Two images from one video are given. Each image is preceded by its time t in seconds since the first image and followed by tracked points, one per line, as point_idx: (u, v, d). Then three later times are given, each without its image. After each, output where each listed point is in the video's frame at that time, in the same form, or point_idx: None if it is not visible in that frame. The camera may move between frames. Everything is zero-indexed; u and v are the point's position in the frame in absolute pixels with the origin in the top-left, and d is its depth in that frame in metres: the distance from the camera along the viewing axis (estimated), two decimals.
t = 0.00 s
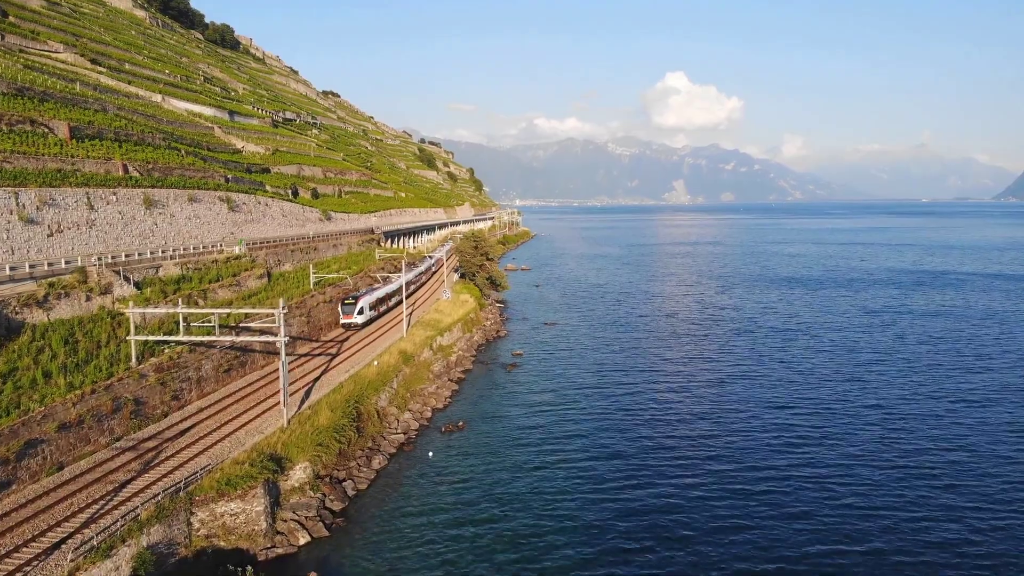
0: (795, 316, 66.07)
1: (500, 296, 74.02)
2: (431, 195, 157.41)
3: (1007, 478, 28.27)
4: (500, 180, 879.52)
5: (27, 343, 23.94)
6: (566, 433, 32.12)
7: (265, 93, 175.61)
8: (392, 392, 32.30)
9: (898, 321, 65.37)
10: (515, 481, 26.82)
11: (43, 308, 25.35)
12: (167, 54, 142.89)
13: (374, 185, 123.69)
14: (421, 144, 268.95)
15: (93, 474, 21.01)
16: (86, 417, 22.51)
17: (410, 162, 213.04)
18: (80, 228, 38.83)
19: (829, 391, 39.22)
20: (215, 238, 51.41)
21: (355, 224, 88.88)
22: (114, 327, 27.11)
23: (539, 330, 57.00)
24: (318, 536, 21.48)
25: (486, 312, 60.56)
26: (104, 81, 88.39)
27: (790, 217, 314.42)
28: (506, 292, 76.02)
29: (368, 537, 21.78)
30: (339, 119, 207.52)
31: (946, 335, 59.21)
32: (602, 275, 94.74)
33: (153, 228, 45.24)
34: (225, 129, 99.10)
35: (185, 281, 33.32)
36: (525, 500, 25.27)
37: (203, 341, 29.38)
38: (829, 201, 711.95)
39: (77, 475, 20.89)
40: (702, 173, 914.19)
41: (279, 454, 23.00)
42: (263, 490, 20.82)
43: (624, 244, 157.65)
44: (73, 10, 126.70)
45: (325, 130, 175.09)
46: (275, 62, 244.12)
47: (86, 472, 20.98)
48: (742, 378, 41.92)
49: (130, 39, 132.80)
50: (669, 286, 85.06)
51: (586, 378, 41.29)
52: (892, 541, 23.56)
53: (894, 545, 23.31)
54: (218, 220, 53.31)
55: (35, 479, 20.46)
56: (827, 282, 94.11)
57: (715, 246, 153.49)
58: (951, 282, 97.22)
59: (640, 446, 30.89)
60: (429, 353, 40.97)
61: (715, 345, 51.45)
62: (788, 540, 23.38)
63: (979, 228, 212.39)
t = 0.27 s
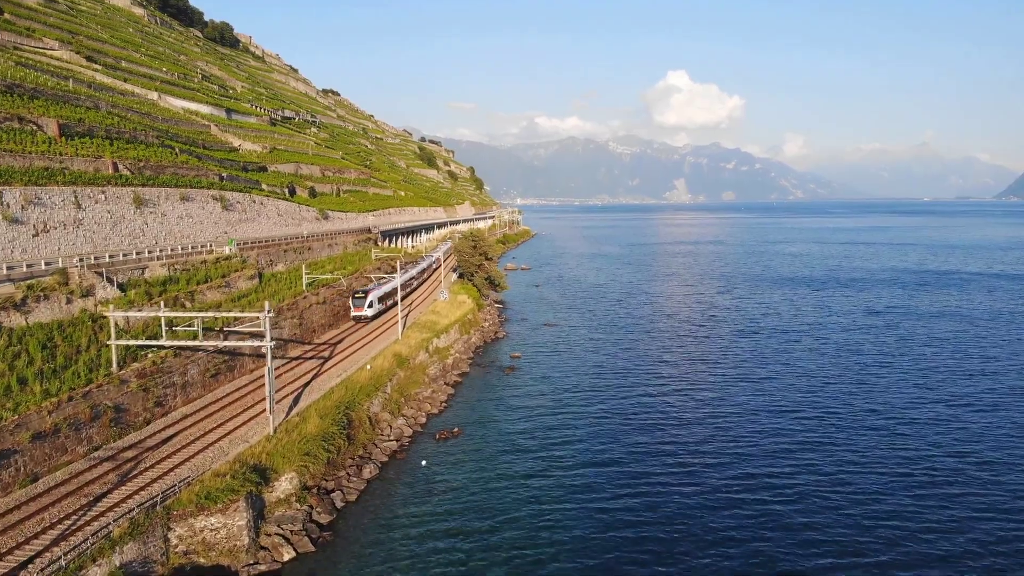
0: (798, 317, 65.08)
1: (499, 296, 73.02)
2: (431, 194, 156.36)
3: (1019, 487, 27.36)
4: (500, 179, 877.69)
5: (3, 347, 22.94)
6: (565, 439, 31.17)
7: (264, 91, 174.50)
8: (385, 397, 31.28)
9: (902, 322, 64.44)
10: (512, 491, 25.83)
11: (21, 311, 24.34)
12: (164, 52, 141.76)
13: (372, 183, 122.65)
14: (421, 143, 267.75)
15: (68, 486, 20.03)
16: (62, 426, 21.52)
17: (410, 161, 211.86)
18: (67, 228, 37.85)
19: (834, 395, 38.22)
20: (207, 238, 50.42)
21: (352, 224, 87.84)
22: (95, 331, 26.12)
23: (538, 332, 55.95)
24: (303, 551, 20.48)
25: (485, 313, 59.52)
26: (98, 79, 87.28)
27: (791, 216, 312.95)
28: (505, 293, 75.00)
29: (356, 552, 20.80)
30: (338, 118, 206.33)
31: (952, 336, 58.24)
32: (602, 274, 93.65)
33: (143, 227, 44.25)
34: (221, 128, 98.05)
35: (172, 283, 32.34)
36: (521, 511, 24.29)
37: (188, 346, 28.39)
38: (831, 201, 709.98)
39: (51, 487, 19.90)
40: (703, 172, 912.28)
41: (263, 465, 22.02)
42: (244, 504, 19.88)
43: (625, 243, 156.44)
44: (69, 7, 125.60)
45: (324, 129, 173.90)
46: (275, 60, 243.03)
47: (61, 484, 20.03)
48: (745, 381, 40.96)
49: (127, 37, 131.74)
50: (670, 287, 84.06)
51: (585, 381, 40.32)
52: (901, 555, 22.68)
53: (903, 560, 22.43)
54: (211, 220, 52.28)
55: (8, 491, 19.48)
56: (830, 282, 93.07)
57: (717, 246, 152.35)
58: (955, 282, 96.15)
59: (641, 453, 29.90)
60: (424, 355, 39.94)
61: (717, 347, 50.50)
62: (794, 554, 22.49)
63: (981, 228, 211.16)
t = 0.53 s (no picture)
0: (801, 320, 64.14)
1: (498, 298, 72.09)
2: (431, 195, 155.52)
3: None
4: (501, 180, 876.77)
5: None
6: (564, 447, 30.24)
7: (263, 91, 173.67)
8: (378, 405, 30.33)
9: (907, 325, 63.50)
10: (507, 504, 24.80)
11: None
12: (163, 52, 140.91)
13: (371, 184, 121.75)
14: (422, 143, 267.05)
15: (41, 500, 19.06)
16: (36, 437, 20.54)
17: (410, 161, 211.00)
18: (53, 230, 36.93)
19: (841, 402, 37.18)
20: (200, 240, 49.51)
21: (350, 225, 86.96)
22: (75, 337, 25.18)
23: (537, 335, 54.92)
24: (287, 569, 19.54)
25: (483, 316, 58.53)
26: (94, 79, 86.44)
27: (793, 217, 311.90)
28: (504, 295, 74.07)
29: (343, 570, 19.88)
30: (338, 118, 205.53)
31: (958, 340, 57.28)
32: (603, 276, 92.71)
33: (134, 229, 43.37)
34: (218, 128, 97.16)
35: (158, 286, 31.39)
36: (517, 526, 23.25)
37: (173, 352, 27.46)
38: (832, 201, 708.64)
39: (23, 502, 18.94)
40: (704, 173, 911.06)
41: (246, 478, 21.09)
42: (225, 521, 19.01)
43: (626, 244, 155.54)
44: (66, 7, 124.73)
45: (323, 129, 173.01)
46: (274, 60, 242.28)
47: (33, 498, 19.05)
48: (749, 386, 40.04)
49: (125, 37, 130.95)
50: (672, 288, 83.07)
51: (586, 386, 39.39)
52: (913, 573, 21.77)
53: None
54: (204, 221, 51.35)
55: None
56: (834, 283, 92.06)
57: (718, 246, 151.45)
58: (960, 284, 95.15)
59: (642, 464, 28.87)
60: (420, 360, 38.99)
61: (720, 351, 49.55)
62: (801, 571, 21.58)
63: (983, 229, 210.13)
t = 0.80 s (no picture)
0: (804, 321, 63.21)
1: (497, 299, 71.15)
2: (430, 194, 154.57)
3: None
4: (502, 179, 874.59)
5: None
6: (563, 454, 29.30)
7: (261, 90, 172.72)
8: (370, 411, 29.39)
9: (912, 327, 62.59)
10: (505, 516, 23.78)
11: None
12: (160, 50, 139.90)
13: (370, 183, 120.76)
14: (422, 143, 266.00)
15: (12, 514, 18.08)
16: (9, 447, 19.52)
17: (410, 160, 210.00)
18: (40, 230, 35.96)
19: (848, 407, 36.17)
20: (192, 240, 48.56)
21: (348, 224, 86.02)
22: (55, 342, 24.20)
23: (536, 337, 53.92)
24: None
25: (482, 317, 57.57)
26: (89, 77, 85.46)
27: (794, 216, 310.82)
28: (504, 295, 73.13)
29: None
30: (338, 117, 204.57)
31: (965, 341, 56.36)
32: (604, 276, 91.75)
33: (124, 229, 42.44)
34: (215, 127, 96.19)
35: (144, 289, 30.43)
36: (514, 540, 22.29)
37: (157, 357, 26.50)
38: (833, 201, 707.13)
39: None
40: (705, 172, 909.75)
41: (229, 491, 20.19)
42: (205, 538, 18.28)
43: (627, 244, 154.61)
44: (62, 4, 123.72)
45: (322, 128, 171.97)
46: (274, 59, 241.30)
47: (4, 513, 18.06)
48: (753, 390, 39.13)
49: (122, 35, 129.99)
50: (674, 289, 82.10)
51: (586, 390, 38.47)
52: None
53: None
54: (197, 221, 50.37)
55: None
56: (837, 284, 91.11)
57: (719, 246, 150.53)
58: (964, 284, 94.20)
59: (645, 473, 27.84)
60: (416, 364, 38.01)
61: (723, 354, 48.64)
62: None
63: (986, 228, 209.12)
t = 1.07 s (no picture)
0: (808, 323, 62.29)
1: (497, 300, 70.21)
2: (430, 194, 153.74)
3: None
4: (503, 179, 873.56)
5: None
6: (562, 463, 28.33)
7: (261, 89, 171.89)
8: (363, 419, 28.44)
9: (918, 328, 61.67)
10: (500, 529, 22.85)
11: None
12: (158, 49, 139.02)
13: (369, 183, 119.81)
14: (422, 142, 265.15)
15: None
16: None
17: (410, 160, 209.10)
18: (25, 231, 35.01)
19: (856, 413, 35.16)
20: (184, 241, 47.65)
21: (346, 225, 85.12)
22: (33, 349, 23.25)
23: (536, 339, 52.94)
24: None
25: (480, 319, 56.62)
26: (84, 76, 84.59)
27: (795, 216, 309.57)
28: (503, 297, 72.22)
29: None
30: (337, 117, 203.74)
31: (972, 344, 55.40)
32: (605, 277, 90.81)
33: (113, 230, 41.50)
34: (213, 126, 95.29)
35: (130, 292, 29.47)
36: (510, 556, 21.34)
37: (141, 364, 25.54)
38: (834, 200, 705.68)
39: None
40: (706, 172, 908.47)
41: (210, 507, 19.29)
42: (182, 558, 17.46)
43: (628, 244, 153.71)
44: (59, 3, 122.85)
45: (321, 128, 171.13)
46: (274, 59, 240.51)
47: None
48: (757, 395, 38.20)
49: (119, 34, 129.15)
50: (676, 289, 81.14)
51: (586, 395, 37.52)
52: None
53: None
54: (190, 221, 49.47)
55: None
56: (840, 284, 90.15)
57: (721, 246, 149.61)
58: (968, 284, 93.23)
59: (647, 482, 26.85)
60: (412, 368, 37.06)
61: (726, 357, 47.69)
62: None
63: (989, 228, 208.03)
